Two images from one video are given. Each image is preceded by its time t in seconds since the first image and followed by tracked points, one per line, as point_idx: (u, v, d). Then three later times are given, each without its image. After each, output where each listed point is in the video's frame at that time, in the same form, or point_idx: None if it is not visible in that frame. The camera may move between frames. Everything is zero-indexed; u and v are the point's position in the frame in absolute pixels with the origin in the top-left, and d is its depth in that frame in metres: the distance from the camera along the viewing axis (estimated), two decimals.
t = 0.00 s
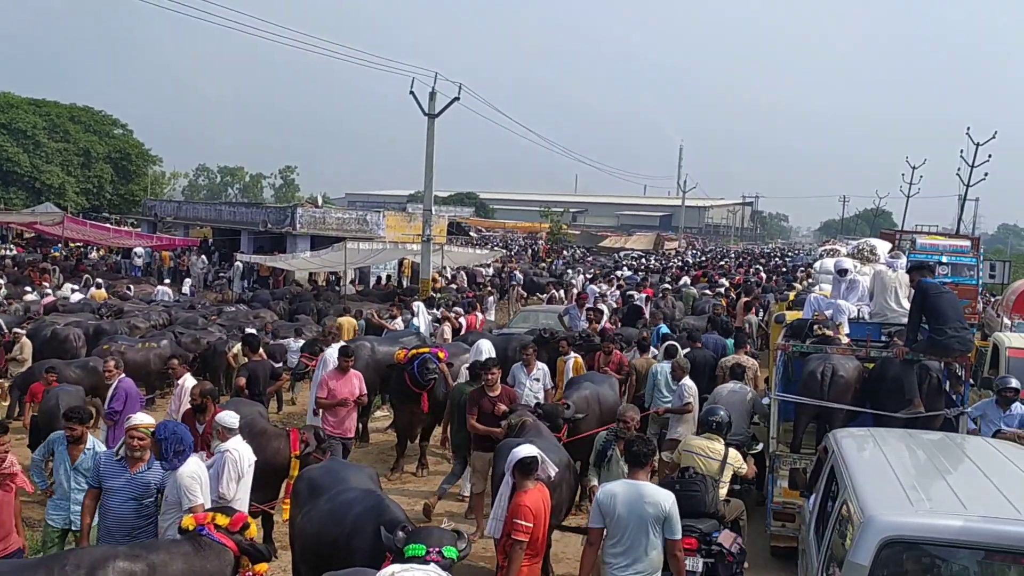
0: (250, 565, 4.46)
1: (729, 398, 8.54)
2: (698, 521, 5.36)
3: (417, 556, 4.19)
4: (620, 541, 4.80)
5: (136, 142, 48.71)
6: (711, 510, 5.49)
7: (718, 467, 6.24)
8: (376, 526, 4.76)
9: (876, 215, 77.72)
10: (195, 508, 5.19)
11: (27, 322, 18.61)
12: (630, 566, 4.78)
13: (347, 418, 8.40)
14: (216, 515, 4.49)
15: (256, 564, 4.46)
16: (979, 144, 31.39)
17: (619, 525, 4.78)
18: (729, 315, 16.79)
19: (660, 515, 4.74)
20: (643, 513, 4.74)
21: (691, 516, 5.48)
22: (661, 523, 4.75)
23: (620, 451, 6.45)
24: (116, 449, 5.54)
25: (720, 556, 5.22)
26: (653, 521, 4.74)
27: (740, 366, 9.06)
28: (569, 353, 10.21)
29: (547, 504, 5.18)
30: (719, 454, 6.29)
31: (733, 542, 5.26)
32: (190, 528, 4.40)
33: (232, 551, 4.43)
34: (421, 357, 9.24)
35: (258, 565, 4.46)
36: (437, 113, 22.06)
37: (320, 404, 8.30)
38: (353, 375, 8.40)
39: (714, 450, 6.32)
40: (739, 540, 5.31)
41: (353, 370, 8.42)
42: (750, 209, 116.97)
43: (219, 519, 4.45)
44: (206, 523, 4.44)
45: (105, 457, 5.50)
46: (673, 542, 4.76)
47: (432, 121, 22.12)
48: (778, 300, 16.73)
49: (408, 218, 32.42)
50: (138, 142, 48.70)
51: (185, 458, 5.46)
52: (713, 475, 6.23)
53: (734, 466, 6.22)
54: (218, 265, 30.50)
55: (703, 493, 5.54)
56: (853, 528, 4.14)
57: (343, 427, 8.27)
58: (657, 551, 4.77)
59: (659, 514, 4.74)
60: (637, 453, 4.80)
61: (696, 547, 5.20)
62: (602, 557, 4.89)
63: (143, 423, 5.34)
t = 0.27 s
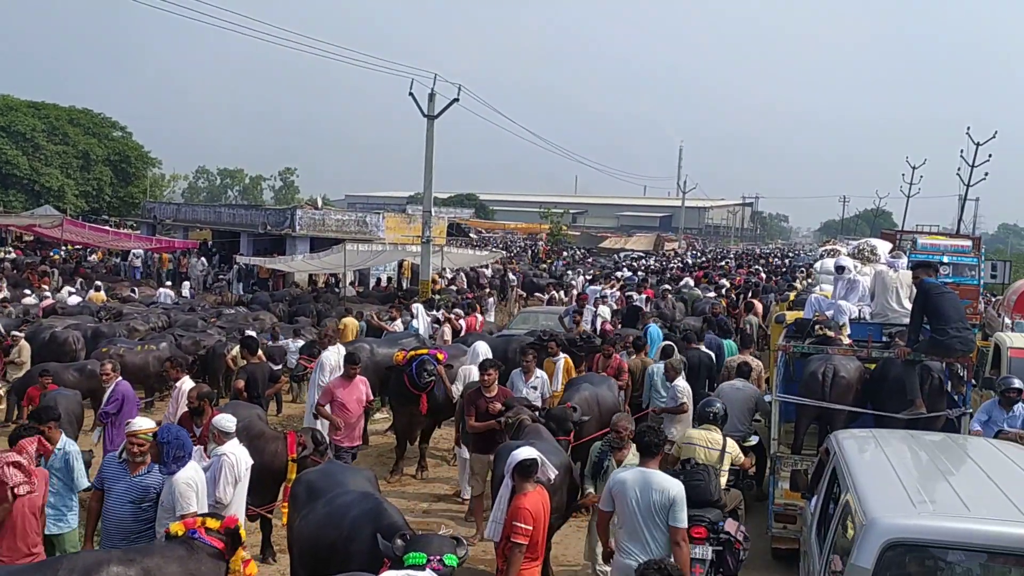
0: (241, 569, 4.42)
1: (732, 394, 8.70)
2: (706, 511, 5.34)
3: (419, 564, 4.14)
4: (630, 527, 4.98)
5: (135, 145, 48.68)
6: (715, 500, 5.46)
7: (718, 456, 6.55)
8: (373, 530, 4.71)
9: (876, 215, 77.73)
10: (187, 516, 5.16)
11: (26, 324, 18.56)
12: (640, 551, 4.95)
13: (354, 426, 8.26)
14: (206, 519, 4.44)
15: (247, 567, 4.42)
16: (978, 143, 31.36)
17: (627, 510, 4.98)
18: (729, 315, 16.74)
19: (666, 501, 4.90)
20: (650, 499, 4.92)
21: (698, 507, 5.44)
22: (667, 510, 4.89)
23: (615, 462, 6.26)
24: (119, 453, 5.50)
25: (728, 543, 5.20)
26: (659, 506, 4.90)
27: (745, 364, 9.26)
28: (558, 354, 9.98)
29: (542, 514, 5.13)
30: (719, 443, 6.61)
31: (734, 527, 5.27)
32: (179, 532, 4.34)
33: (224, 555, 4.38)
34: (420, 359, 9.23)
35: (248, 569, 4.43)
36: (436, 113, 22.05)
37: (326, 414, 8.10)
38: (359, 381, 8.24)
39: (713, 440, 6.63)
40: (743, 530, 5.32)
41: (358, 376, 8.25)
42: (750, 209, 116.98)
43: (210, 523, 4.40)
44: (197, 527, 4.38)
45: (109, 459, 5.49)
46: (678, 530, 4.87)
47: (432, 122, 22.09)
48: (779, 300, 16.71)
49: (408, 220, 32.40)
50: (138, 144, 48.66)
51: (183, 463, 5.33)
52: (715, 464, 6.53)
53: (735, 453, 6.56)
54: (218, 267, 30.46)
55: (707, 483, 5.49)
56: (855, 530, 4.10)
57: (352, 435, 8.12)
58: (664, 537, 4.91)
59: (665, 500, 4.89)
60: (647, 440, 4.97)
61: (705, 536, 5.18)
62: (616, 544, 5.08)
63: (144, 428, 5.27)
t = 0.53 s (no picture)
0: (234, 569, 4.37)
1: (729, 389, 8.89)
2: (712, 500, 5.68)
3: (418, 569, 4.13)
4: (646, 518, 5.03)
5: (135, 144, 48.58)
6: (717, 486, 5.88)
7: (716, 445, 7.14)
8: (370, 534, 4.69)
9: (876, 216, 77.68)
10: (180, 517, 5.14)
11: (24, 324, 18.51)
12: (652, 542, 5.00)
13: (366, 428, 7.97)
14: (199, 518, 4.37)
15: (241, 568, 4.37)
16: (978, 144, 31.30)
17: (646, 502, 5.03)
18: (729, 316, 16.71)
19: (684, 498, 4.93)
20: (670, 495, 4.97)
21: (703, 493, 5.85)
22: (684, 507, 4.94)
23: (605, 468, 6.15)
24: (116, 455, 5.48)
25: (731, 530, 5.36)
26: (677, 502, 4.95)
27: (745, 362, 9.23)
28: (552, 356, 9.91)
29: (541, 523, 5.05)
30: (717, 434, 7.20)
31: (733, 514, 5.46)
32: (171, 533, 4.26)
33: (218, 555, 4.32)
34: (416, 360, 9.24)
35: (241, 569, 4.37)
36: (436, 113, 22.03)
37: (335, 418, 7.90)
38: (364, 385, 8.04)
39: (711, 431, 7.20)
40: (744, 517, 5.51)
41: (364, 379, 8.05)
42: (750, 209, 116.97)
43: (203, 522, 4.34)
44: (190, 527, 4.32)
45: (106, 461, 5.47)
46: (694, 527, 4.91)
47: (432, 122, 22.07)
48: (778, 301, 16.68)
49: (408, 220, 32.36)
50: (138, 144, 48.59)
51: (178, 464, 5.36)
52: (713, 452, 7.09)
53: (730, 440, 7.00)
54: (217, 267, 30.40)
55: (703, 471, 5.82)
56: (856, 531, 4.08)
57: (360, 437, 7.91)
58: (678, 532, 4.95)
59: (684, 497, 4.94)
60: (672, 438, 5.04)
61: (710, 523, 5.36)
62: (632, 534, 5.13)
63: (139, 431, 5.23)
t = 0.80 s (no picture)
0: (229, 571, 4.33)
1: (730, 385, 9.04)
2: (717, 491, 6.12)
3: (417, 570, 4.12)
4: (665, 507, 5.26)
5: (135, 144, 48.48)
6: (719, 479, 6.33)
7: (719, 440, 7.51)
8: (367, 536, 4.66)
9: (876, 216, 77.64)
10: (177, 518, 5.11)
11: (24, 324, 18.48)
12: (672, 529, 5.24)
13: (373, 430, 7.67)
14: (196, 519, 4.37)
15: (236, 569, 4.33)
16: (978, 144, 31.34)
17: (665, 491, 5.25)
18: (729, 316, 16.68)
19: (702, 484, 5.22)
20: (689, 481, 5.22)
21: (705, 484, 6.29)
22: (702, 492, 5.23)
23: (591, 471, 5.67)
24: (116, 457, 5.46)
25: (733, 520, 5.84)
26: (696, 489, 5.22)
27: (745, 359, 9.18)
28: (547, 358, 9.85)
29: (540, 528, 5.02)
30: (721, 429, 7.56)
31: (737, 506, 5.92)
32: (169, 534, 4.25)
33: (213, 556, 4.30)
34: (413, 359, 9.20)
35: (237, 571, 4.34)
36: (436, 113, 22.01)
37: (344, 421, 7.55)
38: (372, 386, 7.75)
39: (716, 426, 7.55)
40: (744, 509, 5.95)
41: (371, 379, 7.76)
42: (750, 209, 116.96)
43: (199, 523, 4.33)
44: (186, 528, 4.30)
45: (106, 464, 5.46)
46: (712, 510, 5.23)
47: (432, 121, 22.05)
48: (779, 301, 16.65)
49: (408, 219, 32.32)
50: (138, 143, 48.53)
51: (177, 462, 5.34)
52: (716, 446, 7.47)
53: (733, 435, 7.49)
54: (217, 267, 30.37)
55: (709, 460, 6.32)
56: (858, 533, 4.06)
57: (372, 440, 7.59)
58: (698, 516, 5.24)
59: (702, 482, 5.22)
60: (683, 427, 5.29)
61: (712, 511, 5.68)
62: (648, 519, 5.32)
63: (136, 432, 5.23)
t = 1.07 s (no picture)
0: None
1: (733, 381, 9.21)
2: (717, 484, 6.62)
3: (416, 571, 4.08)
4: (672, 504, 5.36)
5: (136, 144, 48.42)
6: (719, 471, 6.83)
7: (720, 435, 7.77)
8: (366, 538, 4.63)
9: (878, 215, 77.49)
10: (175, 520, 5.08)
11: (24, 323, 18.44)
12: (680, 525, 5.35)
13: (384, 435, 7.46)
14: (195, 523, 4.29)
15: None
16: (980, 144, 31.23)
17: (671, 489, 5.37)
18: (731, 316, 16.62)
19: (707, 478, 5.35)
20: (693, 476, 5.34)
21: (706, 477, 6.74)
22: (707, 486, 5.37)
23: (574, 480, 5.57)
24: (114, 458, 5.44)
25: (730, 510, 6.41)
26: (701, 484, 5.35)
27: (745, 357, 9.18)
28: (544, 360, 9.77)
29: (538, 537, 4.98)
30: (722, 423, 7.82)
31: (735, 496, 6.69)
32: (168, 537, 4.17)
33: (212, 561, 4.22)
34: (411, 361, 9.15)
35: None
36: (436, 113, 21.99)
37: (355, 423, 7.34)
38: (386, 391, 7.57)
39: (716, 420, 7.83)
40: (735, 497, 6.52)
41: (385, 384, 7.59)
42: (752, 209, 116.87)
43: (198, 527, 4.25)
44: (185, 532, 4.23)
45: (103, 466, 5.43)
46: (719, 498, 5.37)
47: (433, 121, 22.02)
48: (780, 301, 16.59)
49: (408, 219, 32.28)
50: (139, 143, 48.45)
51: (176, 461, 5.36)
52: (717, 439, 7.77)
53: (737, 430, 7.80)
54: (218, 267, 30.33)
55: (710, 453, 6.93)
56: (860, 535, 4.01)
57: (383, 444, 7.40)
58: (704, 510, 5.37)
59: (705, 475, 5.35)
60: (682, 426, 5.42)
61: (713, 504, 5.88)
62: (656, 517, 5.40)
63: (134, 433, 5.24)
